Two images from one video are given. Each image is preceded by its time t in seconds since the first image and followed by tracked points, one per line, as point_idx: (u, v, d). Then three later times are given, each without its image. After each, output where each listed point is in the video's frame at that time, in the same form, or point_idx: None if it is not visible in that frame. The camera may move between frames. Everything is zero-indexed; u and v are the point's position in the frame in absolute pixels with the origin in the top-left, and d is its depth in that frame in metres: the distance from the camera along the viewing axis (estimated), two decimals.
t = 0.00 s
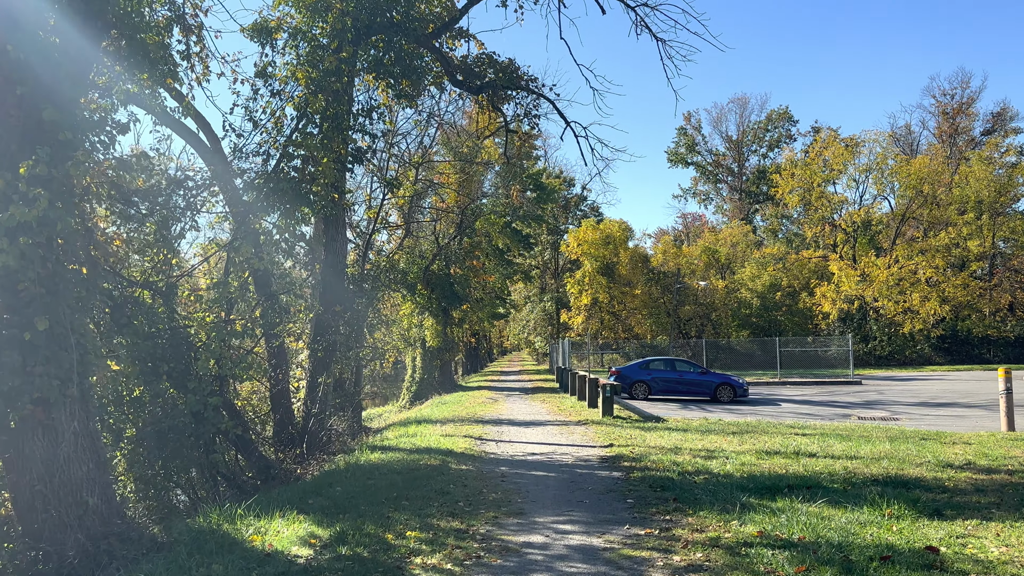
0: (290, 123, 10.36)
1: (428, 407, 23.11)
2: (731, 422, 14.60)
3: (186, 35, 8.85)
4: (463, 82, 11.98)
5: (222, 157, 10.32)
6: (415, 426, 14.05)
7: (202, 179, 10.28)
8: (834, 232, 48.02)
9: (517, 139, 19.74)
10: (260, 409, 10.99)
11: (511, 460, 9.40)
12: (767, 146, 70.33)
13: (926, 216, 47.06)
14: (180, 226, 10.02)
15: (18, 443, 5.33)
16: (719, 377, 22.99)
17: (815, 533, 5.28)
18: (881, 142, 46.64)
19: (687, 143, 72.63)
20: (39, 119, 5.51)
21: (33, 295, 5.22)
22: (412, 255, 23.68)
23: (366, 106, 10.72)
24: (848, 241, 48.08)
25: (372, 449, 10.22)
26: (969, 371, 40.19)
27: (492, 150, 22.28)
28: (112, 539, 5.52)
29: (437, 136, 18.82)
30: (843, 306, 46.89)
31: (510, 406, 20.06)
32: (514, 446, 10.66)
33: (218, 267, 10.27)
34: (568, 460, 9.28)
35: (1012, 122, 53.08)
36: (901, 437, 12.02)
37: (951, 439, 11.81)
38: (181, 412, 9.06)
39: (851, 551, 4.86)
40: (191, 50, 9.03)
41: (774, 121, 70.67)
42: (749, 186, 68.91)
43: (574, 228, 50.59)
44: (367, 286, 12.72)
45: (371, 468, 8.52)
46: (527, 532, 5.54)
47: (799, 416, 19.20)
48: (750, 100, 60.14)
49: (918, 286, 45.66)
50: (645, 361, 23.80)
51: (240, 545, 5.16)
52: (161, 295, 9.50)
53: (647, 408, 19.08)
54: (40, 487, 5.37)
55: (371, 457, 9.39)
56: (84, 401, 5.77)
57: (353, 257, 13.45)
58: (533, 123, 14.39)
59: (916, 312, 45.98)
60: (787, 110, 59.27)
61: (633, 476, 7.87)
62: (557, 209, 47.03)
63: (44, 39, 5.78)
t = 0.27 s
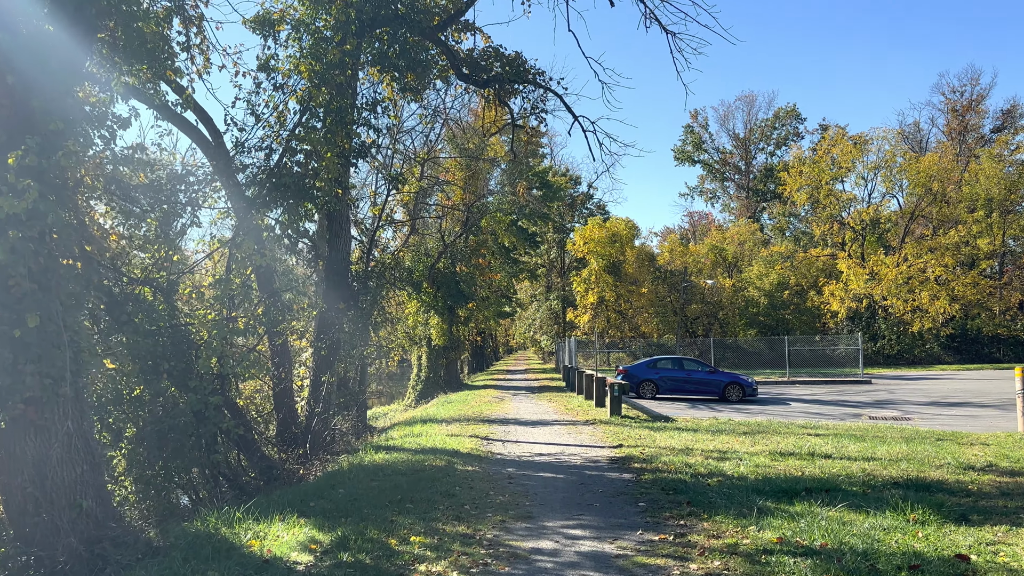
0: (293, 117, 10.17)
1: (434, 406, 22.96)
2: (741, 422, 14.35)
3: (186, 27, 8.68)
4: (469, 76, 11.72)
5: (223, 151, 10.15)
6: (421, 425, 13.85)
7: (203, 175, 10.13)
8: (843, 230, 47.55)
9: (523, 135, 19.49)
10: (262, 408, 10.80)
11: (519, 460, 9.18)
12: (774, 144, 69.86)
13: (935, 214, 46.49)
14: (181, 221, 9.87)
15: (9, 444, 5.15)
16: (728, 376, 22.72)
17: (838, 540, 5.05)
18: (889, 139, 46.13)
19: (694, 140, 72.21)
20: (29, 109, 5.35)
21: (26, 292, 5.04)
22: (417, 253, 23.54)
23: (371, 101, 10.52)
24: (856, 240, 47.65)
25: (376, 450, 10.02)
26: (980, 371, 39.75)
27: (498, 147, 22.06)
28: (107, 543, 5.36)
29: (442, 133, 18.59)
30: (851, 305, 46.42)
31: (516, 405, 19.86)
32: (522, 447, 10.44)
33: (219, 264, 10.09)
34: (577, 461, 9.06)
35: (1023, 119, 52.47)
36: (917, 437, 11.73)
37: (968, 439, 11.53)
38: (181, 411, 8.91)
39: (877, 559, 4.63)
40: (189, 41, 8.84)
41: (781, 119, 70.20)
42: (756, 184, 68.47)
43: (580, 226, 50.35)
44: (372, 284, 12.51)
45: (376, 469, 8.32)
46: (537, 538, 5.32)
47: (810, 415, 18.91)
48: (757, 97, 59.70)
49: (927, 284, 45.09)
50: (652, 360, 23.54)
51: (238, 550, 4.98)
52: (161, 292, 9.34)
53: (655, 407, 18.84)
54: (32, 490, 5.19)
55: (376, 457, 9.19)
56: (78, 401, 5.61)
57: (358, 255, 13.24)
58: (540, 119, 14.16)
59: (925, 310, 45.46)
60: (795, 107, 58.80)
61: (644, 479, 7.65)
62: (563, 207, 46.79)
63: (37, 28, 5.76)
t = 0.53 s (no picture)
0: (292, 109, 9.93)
1: (437, 404, 22.76)
2: (749, 420, 14.08)
3: (180, 15, 8.48)
4: (470, 67, 11.43)
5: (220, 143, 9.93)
6: (422, 424, 13.62)
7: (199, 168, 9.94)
8: (849, 227, 47.07)
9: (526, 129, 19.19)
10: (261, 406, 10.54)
11: (524, 460, 8.93)
12: (779, 141, 69.43)
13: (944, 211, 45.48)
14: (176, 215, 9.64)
15: None
16: (734, 374, 22.45)
17: (857, 544, 4.80)
18: (896, 136, 45.64)
19: (699, 137, 71.79)
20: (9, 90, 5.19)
21: (7, 283, 4.84)
22: (420, 250, 23.33)
23: (371, 91, 10.31)
24: (862, 237, 47.21)
25: (376, 449, 9.79)
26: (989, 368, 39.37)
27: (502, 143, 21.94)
28: (92, 547, 5.16)
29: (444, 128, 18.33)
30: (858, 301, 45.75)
31: (520, 403, 19.62)
32: (526, 445, 10.19)
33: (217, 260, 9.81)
34: (583, 460, 8.80)
35: None
36: (930, 436, 11.44)
37: (983, 438, 11.24)
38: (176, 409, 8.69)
39: (900, 565, 4.38)
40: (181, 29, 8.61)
41: (786, 116, 69.75)
42: (761, 181, 68.04)
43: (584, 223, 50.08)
44: (373, 279, 12.26)
45: (375, 468, 8.06)
46: (541, 542, 5.07)
47: (819, 414, 18.62)
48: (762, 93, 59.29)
49: (935, 281, 44.65)
50: (658, 358, 23.27)
51: (228, 555, 4.76)
52: (157, 288, 9.14)
53: (661, 405, 18.57)
54: (13, 492, 4.96)
55: (376, 457, 8.96)
56: (62, 399, 5.39)
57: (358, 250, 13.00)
58: (543, 112, 13.93)
59: (932, 307, 45.01)
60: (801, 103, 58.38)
61: (652, 479, 7.39)
62: (567, 204, 46.55)
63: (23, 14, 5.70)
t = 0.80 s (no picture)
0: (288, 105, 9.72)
1: (439, 405, 22.58)
2: (755, 422, 13.83)
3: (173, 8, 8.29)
4: (471, 62, 11.17)
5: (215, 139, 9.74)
6: (423, 426, 13.41)
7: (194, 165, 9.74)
8: (853, 226, 46.73)
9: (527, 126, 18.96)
10: (257, 408, 10.33)
11: (526, 464, 8.71)
12: (783, 139, 69.10)
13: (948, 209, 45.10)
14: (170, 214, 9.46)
15: None
16: (739, 374, 22.20)
17: (876, 556, 4.56)
18: (900, 134, 45.24)
19: (702, 136, 71.51)
20: None
21: None
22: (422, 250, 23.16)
23: (370, 87, 10.08)
24: (867, 235, 46.86)
25: (375, 452, 9.57)
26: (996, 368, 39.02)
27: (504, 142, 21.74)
28: (74, 559, 4.95)
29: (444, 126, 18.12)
30: (863, 301, 45.45)
31: (522, 404, 19.39)
32: (529, 449, 9.96)
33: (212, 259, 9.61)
34: (587, 464, 8.57)
35: None
36: (942, 437, 11.18)
37: (997, 440, 10.97)
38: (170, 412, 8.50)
39: None
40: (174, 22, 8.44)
41: (790, 114, 69.43)
42: (764, 179, 67.69)
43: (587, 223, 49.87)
44: (372, 279, 12.05)
45: (372, 474, 7.85)
46: (543, 554, 4.84)
47: (825, 414, 18.35)
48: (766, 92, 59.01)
49: (940, 280, 44.29)
50: (662, 358, 23.03)
51: (216, 567, 4.53)
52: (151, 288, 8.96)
53: (665, 406, 18.32)
54: None
55: (374, 461, 8.74)
56: (46, 405, 5.20)
57: (357, 250, 12.79)
58: (544, 110, 13.69)
59: (937, 306, 44.64)
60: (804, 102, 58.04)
61: (658, 484, 7.16)
62: (570, 203, 46.34)
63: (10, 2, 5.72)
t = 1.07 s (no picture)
0: (283, 99, 9.51)
1: (439, 406, 22.37)
2: (761, 423, 13.58)
3: None
4: (471, 56, 10.92)
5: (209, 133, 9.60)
6: (423, 427, 13.21)
7: (188, 160, 9.58)
8: (855, 225, 46.46)
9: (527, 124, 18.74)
10: (252, 410, 10.11)
11: (527, 467, 8.48)
12: (784, 139, 68.85)
13: (951, 208, 44.88)
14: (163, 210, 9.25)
15: None
16: (742, 374, 21.95)
17: (895, 565, 4.33)
18: (902, 133, 44.97)
19: (703, 136, 71.31)
20: None
21: None
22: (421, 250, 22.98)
23: (367, 81, 9.86)
24: (869, 235, 46.57)
25: (372, 455, 9.34)
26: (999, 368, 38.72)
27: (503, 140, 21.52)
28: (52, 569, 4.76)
29: (443, 124, 17.89)
30: (865, 301, 45.25)
31: (523, 405, 19.17)
32: (531, 451, 9.74)
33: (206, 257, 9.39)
34: (590, 468, 8.33)
35: None
36: (952, 438, 10.92)
37: (1009, 440, 10.71)
38: (161, 413, 8.28)
39: None
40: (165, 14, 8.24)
41: (791, 113, 69.19)
42: (766, 179, 67.44)
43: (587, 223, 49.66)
44: (370, 277, 11.82)
45: (369, 478, 7.62)
46: (545, 563, 4.60)
47: (830, 415, 18.11)
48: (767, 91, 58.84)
49: (942, 279, 44.02)
50: (664, 358, 22.80)
51: None
52: (143, 287, 8.78)
53: (668, 407, 18.09)
54: None
55: (371, 464, 8.51)
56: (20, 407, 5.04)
57: (355, 249, 12.56)
58: (543, 107, 13.48)
59: (940, 306, 44.33)
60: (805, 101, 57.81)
61: (664, 488, 6.93)
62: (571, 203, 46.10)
63: None
